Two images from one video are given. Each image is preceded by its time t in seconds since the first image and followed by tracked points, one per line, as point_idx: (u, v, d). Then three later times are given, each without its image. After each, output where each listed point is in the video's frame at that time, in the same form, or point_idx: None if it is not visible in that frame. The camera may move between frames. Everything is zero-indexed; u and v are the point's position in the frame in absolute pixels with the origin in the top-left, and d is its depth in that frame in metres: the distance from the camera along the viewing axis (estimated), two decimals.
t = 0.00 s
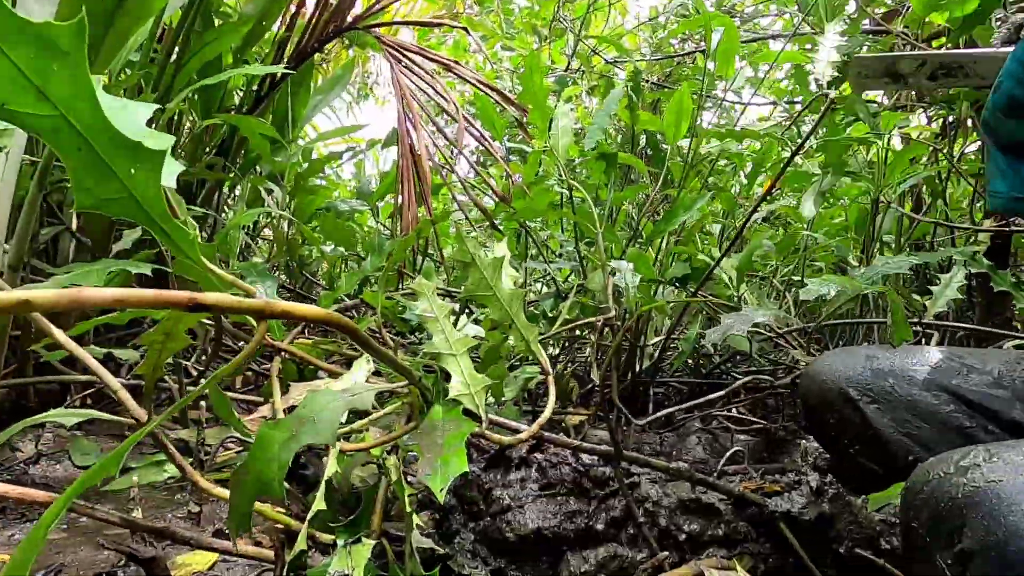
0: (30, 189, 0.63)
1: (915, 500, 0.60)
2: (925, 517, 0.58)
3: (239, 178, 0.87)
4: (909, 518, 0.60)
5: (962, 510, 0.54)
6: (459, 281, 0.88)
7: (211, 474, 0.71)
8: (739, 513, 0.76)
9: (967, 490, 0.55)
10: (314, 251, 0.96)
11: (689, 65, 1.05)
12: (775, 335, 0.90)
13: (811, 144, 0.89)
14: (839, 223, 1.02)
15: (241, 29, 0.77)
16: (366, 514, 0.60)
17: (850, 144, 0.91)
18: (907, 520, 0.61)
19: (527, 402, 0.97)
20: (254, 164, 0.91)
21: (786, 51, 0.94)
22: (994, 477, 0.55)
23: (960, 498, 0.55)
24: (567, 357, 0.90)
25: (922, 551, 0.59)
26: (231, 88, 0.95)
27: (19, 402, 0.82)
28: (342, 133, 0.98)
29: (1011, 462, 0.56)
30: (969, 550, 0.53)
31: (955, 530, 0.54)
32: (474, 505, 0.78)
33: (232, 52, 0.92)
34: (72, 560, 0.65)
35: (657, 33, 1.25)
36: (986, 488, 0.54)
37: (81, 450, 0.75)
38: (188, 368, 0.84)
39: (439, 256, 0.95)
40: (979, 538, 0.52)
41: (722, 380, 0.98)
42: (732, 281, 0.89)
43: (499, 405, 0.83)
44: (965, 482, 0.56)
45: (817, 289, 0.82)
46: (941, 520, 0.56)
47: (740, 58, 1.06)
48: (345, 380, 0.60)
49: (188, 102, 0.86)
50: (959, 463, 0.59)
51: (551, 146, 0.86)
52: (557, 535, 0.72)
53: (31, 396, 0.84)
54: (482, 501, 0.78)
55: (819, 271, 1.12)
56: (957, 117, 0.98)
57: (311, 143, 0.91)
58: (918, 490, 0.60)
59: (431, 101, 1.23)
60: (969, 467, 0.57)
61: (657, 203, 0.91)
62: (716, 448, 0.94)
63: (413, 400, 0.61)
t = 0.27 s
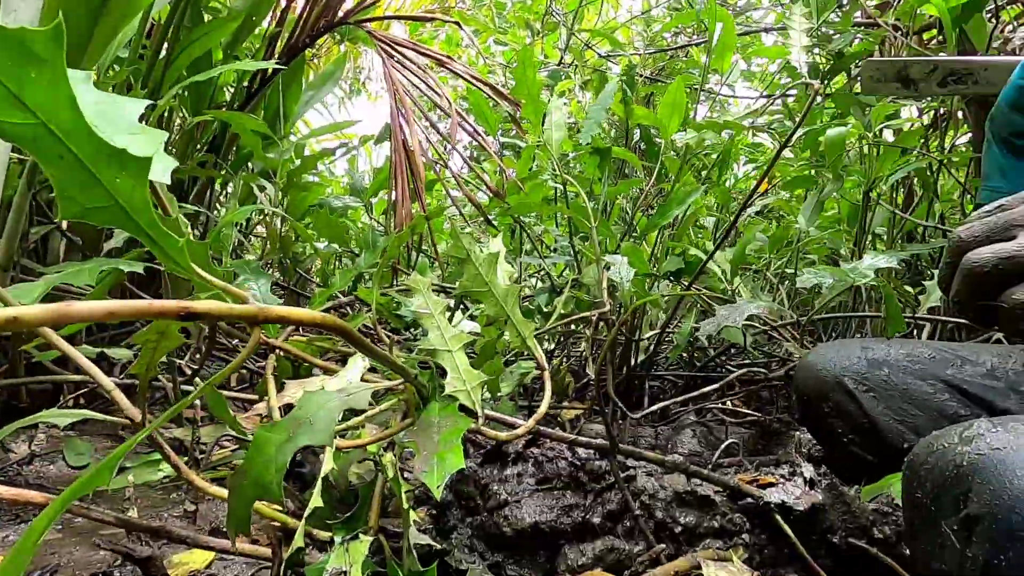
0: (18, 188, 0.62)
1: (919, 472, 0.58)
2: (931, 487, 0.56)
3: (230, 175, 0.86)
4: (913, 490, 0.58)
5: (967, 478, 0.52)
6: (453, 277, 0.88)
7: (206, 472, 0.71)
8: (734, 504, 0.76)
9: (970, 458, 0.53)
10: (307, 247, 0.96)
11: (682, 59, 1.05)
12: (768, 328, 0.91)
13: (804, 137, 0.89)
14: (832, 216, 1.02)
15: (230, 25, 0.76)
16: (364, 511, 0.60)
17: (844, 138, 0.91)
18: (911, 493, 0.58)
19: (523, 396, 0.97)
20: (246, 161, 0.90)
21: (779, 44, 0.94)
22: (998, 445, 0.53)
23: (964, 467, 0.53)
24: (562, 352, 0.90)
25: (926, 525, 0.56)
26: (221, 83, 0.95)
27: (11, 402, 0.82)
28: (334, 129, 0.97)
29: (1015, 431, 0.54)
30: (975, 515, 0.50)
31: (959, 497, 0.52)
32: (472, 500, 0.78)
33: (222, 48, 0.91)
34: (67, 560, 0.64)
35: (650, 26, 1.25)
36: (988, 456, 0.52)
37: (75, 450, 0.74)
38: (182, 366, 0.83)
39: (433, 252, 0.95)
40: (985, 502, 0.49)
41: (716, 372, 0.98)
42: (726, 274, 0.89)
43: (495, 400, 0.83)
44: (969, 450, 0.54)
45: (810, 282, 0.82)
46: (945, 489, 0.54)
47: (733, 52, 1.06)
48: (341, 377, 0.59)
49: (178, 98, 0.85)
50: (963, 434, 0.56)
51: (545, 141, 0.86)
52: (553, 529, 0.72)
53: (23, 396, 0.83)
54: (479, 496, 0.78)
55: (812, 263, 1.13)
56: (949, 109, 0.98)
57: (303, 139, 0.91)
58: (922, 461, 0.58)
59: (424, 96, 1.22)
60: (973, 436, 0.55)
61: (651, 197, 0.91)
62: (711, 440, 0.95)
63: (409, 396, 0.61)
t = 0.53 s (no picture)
0: (7, 186, 0.61)
1: (921, 453, 0.59)
2: (933, 467, 0.57)
3: (222, 172, 0.86)
4: (916, 471, 0.59)
5: (970, 458, 0.53)
6: (448, 272, 0.87)
7: (202, 471, 0.71)
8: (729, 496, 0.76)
9: (974, 438, 0.54)
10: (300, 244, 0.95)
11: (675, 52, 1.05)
12: (762, 321, 0.91)
13: (797, 129, 0.90)
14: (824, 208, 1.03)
15: (220, 20, 0.75)
16: (360, 508, 0.59)
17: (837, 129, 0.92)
18: (914, 475, 0.59)
19: (519, 391, 0.97)
20: (238, 157, 0.90)
21: (771, 37, 0.94)
22: (1000, 425, 0.54)
23: (967, 447, 0.54)
24: (558, 346, 0.90)
25: (926, 504, 0.58)
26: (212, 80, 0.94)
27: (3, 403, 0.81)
28: (326, 125, 0.97)
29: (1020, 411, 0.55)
30: (977, 495, 0.52)
31: (960, 477, 0.54)
32: (468, 495, 0.78)
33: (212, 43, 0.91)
34: (63, 561, 0.64)
35: (642, 20, 1.25)
36: (991, 436, 0.53)
37: (69, 451, 0.74)
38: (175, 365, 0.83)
39: (428, 248, 0.95)
40: (986, 482, 0.51)
41: (711, 366, 0.99)
42: (720, 267, 0.90)
43: (491, 395, 0.83)
44: (971, 431, 0.55)
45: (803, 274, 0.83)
46: (947, 470, 0.55)
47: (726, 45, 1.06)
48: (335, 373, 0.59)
49: (168, 94, 0.84)
50: (966, 414, 0.57)
51: (539, 135, 0.86)
52: (550, 522, 0.73)
53: (16, 397, 0.82)
54: (475, 491, 0.78)
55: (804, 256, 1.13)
56: (939, 101, 0.99)
57: (295, 135, 0.90)
58: (925, 442, 0.59)
59: (416, 91, 1.22)
60: (976, 417, 0.56)
61: (645, 190, 0.91)
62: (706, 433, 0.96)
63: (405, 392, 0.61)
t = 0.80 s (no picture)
0: None
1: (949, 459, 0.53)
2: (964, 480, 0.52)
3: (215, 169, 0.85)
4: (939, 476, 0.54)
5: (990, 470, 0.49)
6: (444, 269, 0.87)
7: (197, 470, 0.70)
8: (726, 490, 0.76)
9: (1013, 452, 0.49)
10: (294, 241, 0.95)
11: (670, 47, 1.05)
12: (757, 314, 0.92)
13: (791, 123, 0.90)
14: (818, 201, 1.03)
15: (212, 15, 0.74)
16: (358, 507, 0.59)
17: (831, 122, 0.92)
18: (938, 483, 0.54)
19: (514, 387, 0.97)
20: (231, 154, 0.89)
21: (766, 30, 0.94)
22: None
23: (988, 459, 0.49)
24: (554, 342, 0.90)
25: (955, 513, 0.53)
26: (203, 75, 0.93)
27: None
28: (320, 121, 0.96)
29: None
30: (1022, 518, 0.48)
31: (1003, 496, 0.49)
32: (465, 491, 0.78)
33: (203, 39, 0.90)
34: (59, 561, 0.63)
35: (636, 14, 1.25)
36: None
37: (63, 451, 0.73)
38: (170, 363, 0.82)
39: (422, 244, 0.95)
40: None
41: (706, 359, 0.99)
42: (715, 262, 0.90)
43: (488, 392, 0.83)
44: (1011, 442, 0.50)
45: (799, 268, 0.83)
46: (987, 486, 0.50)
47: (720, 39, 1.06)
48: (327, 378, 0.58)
49: (160, 90, 0.83)
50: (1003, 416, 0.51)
51: (534, 130, 0.85)
52: (548, 517, 0.73)
53: (8, 396, 0.81)
54: (472, 486, 0.78)
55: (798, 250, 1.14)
56: (932, 94, 1.00)
57: (288, 132, 0.90)
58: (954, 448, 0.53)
59: (410, 86, 1.22)
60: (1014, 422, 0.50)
61: (640, 185, 0.91)
62: (701, 426, 0.97)
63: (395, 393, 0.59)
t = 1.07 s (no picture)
0: None
1: (928, 451, 0.54)
2: (943, 469, 0.52)
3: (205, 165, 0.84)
4: (921, 468, 0.54)
5: (988, 465, 0.49)
6: (438, 264, 0.87)
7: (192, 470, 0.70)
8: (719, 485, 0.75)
9: (993, 443, 0.50)
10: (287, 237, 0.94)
11: (662, 39, 1.06)
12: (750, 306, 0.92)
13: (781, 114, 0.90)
14: (809, 193, 1.04)
15: (200, 9, 0.73)
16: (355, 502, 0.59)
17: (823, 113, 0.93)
18: (921, 478, 0.54)
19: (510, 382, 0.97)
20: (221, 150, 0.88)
21: (757, 23, 0.95)
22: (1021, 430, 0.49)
23: (985, 452, 0.50)
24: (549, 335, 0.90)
25: (935, 505, 0.53)
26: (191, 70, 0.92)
27: None
28: (310, 116, 0.95)
29: None
30: (998, 506, 0.48)
31: (981, 484, 0.49)
32: (461, 485, 0.79)
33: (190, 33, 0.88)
34: (55, 560, 0.62)
35: (628, 6, 1.25)
36: (1014, 441, 0.49)
37: (55, 451, 0.72)
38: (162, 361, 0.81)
39: (416, 239, 0.94)
40: (1009, 495, 0.47)
41: (699, 352, 1.00)
42: (708, 254, 0.90)
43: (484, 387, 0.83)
44: (989, 433, 0.50)
45: (791, 259, 0.83)
46: (965, 475, 0.50)
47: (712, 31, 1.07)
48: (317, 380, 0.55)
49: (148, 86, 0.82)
50: (984, 411, 0.52)
51: (526, 124, 0.85)
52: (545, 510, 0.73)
53: None
54: (468, 481, 0.79)
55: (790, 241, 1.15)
56: (921, 85, 1.00)
57: (278, 127, 0.89)
58: (932, 436, 0.54)
59: (401, 79, 1.21)
60: (994, 414, 0.51)
61: (633, 178, 0.91)
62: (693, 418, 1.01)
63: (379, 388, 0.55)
